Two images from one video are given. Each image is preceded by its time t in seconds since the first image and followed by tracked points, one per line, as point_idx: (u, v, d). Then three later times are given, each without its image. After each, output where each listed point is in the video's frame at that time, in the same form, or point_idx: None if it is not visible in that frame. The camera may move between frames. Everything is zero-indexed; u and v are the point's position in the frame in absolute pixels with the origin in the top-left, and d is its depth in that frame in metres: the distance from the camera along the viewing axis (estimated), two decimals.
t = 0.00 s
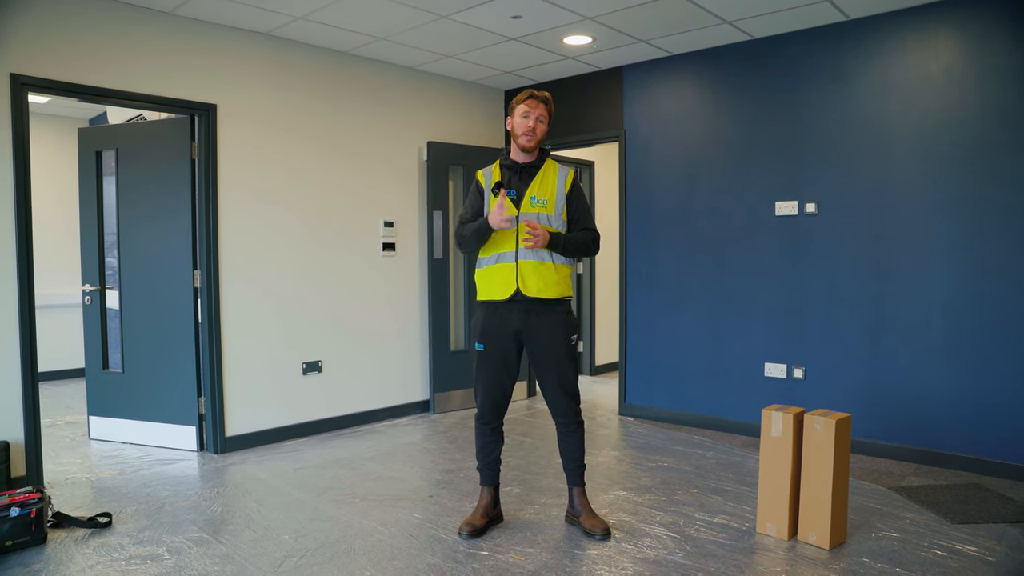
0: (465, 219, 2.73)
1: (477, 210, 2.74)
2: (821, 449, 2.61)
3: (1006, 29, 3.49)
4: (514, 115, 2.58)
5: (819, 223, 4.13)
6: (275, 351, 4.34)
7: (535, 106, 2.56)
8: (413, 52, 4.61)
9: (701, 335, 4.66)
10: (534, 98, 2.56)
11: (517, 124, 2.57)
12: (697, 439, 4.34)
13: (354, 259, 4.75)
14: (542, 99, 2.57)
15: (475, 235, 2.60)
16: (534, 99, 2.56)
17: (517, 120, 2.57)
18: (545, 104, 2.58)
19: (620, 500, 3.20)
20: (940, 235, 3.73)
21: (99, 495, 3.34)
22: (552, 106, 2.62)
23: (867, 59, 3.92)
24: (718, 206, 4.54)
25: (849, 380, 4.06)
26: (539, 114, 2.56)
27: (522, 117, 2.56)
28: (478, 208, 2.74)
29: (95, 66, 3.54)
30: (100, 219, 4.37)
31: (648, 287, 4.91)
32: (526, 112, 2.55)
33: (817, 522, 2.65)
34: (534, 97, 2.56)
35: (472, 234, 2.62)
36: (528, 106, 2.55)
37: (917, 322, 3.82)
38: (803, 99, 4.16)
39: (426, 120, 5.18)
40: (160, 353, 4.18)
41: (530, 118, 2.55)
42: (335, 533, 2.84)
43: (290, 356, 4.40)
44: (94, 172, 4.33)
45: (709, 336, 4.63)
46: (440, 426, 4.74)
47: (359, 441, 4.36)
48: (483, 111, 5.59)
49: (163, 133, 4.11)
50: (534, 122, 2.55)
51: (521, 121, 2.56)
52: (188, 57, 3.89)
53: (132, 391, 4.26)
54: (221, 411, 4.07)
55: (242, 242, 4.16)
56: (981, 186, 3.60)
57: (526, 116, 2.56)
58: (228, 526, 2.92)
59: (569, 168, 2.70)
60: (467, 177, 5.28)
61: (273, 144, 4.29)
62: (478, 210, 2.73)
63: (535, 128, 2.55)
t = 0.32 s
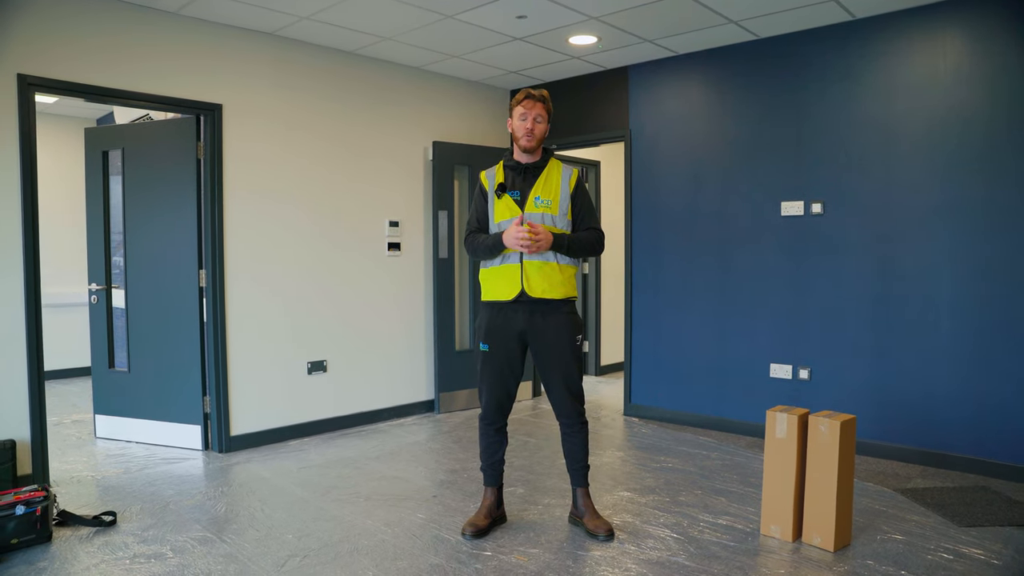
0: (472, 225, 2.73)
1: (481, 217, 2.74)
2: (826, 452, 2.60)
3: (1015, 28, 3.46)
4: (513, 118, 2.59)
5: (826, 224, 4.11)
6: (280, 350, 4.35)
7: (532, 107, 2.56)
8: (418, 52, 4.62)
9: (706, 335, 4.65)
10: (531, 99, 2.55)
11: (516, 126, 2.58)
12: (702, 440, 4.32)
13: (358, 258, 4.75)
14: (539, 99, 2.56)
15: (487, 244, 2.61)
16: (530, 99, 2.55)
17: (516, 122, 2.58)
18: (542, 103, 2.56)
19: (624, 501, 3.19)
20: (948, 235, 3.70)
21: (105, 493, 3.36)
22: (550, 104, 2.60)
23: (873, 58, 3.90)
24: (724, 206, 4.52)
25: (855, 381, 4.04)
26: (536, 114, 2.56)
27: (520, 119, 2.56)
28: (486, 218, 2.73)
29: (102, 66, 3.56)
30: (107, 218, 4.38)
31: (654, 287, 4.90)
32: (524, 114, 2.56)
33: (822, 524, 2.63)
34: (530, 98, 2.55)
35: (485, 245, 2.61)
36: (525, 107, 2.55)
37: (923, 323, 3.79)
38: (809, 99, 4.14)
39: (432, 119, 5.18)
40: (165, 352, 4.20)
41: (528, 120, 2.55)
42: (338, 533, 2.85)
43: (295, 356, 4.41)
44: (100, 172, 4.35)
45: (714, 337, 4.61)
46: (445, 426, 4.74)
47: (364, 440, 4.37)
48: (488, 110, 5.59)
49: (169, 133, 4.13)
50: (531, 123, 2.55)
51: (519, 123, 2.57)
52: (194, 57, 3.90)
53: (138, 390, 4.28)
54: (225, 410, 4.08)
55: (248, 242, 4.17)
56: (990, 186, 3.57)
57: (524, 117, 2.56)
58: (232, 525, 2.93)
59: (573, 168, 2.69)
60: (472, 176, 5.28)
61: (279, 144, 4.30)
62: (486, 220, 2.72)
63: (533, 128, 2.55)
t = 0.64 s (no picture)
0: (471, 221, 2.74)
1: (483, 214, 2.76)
2: (829, 452, 2.59)
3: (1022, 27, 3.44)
4: (509, 122, 2.60)
5: (831, 223, 4.09)
6: (284, 349, 4.35)
7: (522, 108, 2.55)
8: (423, 51, 4.62)
9: (710, 335, 4.64)
10: (519, 100, 2.55)
11: (513, 130, 2.60)
12: (706, 440, 4.32)
13: (362, 257, 4.75)
14: (527, 97, 2.54)
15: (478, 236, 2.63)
16: (519, 101, 2.55)
17: (512, 126, 2.59)
18: (532, 100, 2.54)
19: (628, 500, 3.19)
20: (953, 235, 3.68)
21: (109, 491, 3.37)
22: (542, 98, 2.56)
23: (879, 57, 3.88)
24: (728, 206, 4.51)
25: (860, 381, 4.03)
26: (527, 114, 2.55)
27: (515, 122, 2.57)
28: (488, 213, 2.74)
29: (107, 66, 3.57)
30: (112, 217, 4.39)
31: (658, 287, 4.89)
32: (516, 117, 2.56)
33: (824, 525, 2.63)
34: (519, 99, 2.55)
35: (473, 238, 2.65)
36: (516, 110, 2.56)
37: (928, 323, 3.78)
38: (814, 98, 4.13)
39: (436, 118, 5.18)
40: (170, 350, 4.21)
41: (521, 122, 2.55)
42: (341, 532, 2.85)
43: (299, 354, 4.42)
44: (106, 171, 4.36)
45: (719, 336, 4.60)
46: (448, 425, 4.74)
47: (367, 439, 4.37)
48: (492, 110, 5.59)
49: (174, 132, 4.14)
50: (526, 125, 2.55)
51: (515, 127, 2.58)
52: (199, 56, 3.91)
53: (143, 388, 4.30)
54: (230, 408, 4.09)
55: (253, 241, 4.18)
56: (995, 186, 3.55)
57: (518, 120, 2.57)
58: (235, 523, 2.94)
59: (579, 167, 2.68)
60: (477, 176, 5.27)
61: (283, 143, 4.31)
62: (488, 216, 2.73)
63: (528, 129, 2.55)
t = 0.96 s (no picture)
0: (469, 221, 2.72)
1: (480, 215, 2.74)
2: (834, 453, 2.58)
3: None
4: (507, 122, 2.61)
5: (834, 224, 4.08)
6: (288, 349, 4.36)
7: (518, 108, 2.55)
8: (426, 51, 4.62)
9: (714, 335, 4.63)
10: (515, 100, 2.55)
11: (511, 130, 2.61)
12: (709, 440, 4.31)
13: (366, 257, 4.75)
14: (522, 97, 2.54)
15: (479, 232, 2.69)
16: (514, 102, 2.56)
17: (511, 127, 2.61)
18: (527, 100, 2.53)
19: (630, 501, 3.19)
20: (958, 235, 3.66)
21: (112, 490, 3.38)
22: (538, 97, 2.55)
23: (884, 57, 3.86)
24: (732, 206, 4.50)
25: (864, 382, 4.01)
26: (524, 113, 2.55)
27: (512, 122, 2.58)
28: (490, 214, 2.74)
29: (111, 66, 3.58)
30: (117, 217, 4.41)
31: (662, 287, 4.88)
32: (513, 117, 2.57)
33: (828, 526, 2.62)
34: (514, 100, 2.55)
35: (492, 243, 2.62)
36: (512, 110, 2.56)
37: (933, 324, 3.76)
38: (818, 97, 4.12)
39: (440, 119, 5.18)
40: (174, 350, 4.22)
41: (518, 122, 2.56)
42: (343, 532, 2.85)
43: (303, 354, 4.43)
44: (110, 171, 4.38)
45: (722, 336, 4.59)
46: (452, 425, 4.74)
47: (370, 439, 4.37)
48: (496, 109, 5.59)
49: (179, 132, 4.15)
50: (522, 124, 2.55)
51: (513, 127, 2.59)
52: (203, 56, 3.92)
53: (146, 388, 4.31)
54: (233, 407, 4.10)
55: (256, 240, 4.19)
56: (1000, 186, 3.53)
57: (514, 120, 2.57)
58: (237, 523, 2.95)
59: (582, 167, 2.67)
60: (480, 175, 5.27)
61: (287, 143, 4.31)
62: (490, 217, 2.72)
63: (525, 129, 2.56)
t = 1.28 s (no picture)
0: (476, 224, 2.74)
1: (486, 217, 2.75)
2: (836, 453, 2.57)
3: None
4: (513, 118, 2.61)
5: (838, 223, 4.07)
6: (291, 347, 4.37)
7: (526, 103, 2.55)
8: (430, 50, 4.62)
9: (717, 335, 4.62)
10: (525, 96, 2.56)
11: (517, 126, 2.60)
12: (713, 440, 4.30)
13: (369, 256, 4.76)
14: (532, 93, 2.54)
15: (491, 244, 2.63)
16: (523, 97, 2.56)
17: (516, 122, 2.60)
18: (536, 96, 2.54)
19: (632, 500, 3.18)
20: (962, 235, 3.65)
21: (116, 488, 3.39)
22: (548, 96, 2.56)
23: (889, 56, 3.85)
24: (735, 205, 4.49)
25: (867, 382, 4.00)
26: (531, 109, 2.55)
27: (518, 117, 2.58)
28: (491, 215, 2.74)
29: (115, 65, 3.60)
30: (121, 215, 4.42)
31: (665, 286, 4.88)
32: (520, 112, 2.57)
33: (830, 525, 2.61)
34: (523, 95, 2.56)
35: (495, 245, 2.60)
36: (520, 105, 2.56)
37: (937, 323, 3.75)
38: (823, 96, 4.10)
39: (443, 118, 5.18)
40: (177, 348, 4.24)
41: (524, 117, 2.56)
42: (345, 530, 2.85)
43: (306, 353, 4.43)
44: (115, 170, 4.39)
45: (725, 336, 4.59)
46: (454, 424, 4.75)
47: (373, 438, 4.38)
48: (499, 109, 5.59)
49: (183, 131, 4.16)
50: (528, 120, 2.55)
51: (519, 122, 2.59)
52: (207, 56, 3.93)
53: (150, 386, 4.32)
54: (236, 406, 4.11)
55: (259, 239, 4.20)
56: (1005, 185, 3.51)
57: (521, 115, 2.57)
58: (240, 521, 2.95)
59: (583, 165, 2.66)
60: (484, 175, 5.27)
61: (290, 142, 4.32)
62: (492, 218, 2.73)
63: (531, 125, 2.55)
